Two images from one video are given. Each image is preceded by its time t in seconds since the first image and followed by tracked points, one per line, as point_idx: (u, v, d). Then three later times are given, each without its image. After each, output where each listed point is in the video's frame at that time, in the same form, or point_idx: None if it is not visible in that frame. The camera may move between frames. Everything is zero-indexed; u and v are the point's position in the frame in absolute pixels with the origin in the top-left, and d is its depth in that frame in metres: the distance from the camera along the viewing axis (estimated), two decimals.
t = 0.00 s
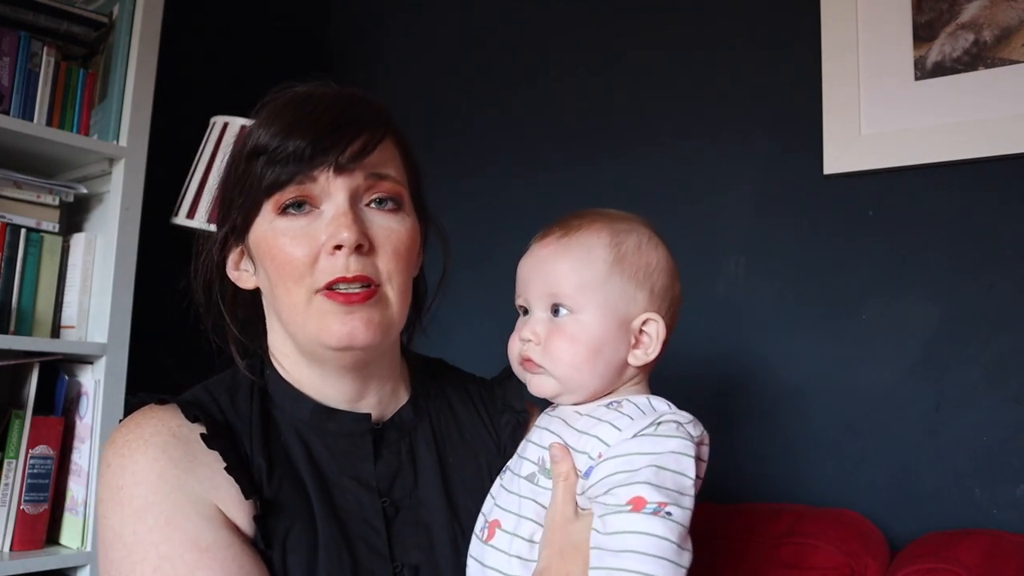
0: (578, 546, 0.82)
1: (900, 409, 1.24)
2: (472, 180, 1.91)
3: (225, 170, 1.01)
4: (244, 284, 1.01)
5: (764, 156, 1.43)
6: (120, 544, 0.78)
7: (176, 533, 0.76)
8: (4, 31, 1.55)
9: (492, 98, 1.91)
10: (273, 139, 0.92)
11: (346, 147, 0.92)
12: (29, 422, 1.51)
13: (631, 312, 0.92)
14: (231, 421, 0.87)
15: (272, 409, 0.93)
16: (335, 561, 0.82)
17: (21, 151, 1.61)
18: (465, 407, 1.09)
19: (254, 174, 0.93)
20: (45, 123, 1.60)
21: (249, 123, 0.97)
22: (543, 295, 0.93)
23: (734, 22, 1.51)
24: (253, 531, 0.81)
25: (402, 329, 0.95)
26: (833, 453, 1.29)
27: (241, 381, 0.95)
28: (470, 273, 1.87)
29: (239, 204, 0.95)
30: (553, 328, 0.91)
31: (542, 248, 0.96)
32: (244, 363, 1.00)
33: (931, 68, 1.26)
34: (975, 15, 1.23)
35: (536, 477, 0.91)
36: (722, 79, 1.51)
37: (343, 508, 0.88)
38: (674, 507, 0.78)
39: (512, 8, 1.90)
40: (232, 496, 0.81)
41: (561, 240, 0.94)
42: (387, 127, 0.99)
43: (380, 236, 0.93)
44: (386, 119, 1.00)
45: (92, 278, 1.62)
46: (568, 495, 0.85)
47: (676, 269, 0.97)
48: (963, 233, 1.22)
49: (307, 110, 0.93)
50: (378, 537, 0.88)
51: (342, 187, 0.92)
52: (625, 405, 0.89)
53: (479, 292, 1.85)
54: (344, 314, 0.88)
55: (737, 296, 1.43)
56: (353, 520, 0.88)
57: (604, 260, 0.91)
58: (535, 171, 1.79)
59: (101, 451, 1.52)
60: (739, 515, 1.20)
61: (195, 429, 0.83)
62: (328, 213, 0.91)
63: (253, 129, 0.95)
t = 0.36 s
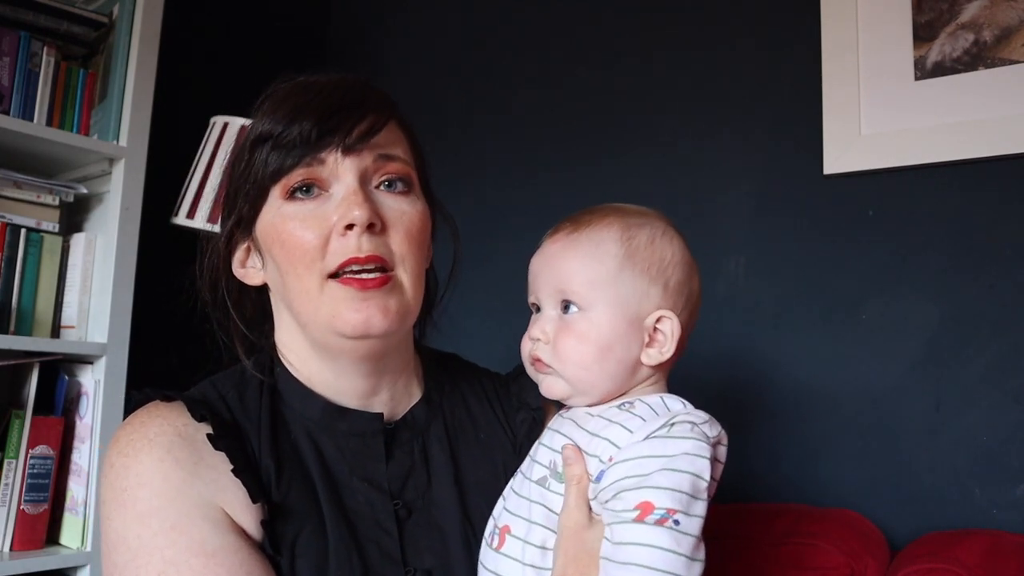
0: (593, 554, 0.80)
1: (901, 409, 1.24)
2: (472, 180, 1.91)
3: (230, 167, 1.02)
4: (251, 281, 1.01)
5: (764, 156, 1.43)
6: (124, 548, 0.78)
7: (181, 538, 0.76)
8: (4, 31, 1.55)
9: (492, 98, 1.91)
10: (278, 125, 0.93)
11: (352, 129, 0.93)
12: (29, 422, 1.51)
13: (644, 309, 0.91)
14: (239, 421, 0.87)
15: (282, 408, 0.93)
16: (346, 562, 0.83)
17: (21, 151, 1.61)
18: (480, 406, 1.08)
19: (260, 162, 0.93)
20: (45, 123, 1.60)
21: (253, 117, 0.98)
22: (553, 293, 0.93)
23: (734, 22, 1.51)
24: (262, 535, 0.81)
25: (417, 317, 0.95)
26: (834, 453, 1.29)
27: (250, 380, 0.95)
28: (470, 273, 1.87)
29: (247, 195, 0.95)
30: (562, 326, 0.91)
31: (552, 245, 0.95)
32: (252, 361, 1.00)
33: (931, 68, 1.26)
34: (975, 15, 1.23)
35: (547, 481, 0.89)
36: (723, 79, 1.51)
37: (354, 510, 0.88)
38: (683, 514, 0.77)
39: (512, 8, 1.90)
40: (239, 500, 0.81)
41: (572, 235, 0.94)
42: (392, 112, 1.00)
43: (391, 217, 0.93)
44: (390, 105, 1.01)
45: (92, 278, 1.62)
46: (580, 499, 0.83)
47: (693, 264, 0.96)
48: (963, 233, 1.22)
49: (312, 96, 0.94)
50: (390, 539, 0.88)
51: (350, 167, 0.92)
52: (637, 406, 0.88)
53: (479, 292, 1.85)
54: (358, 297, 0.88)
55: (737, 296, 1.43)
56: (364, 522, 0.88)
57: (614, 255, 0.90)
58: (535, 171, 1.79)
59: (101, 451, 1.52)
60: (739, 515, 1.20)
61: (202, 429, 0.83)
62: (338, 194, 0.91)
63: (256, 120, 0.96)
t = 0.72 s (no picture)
0: (607, 566, 0.81)
1: (901, 409, 1.24)
2: (472, 179, 1.91)
3: (228, 157, 1.01)
4: (247, 276, 1.01)
5: (764, 156, 1.43)
6: (118, 554, 0.78)
7: (175, 543, 0.76)
8: (4, 31, 1.55)
9: (492, 98, 1.91)
10: (280, 116, 0.92)
11: (358, 121, 0.93)
12: (29, 422, 1.51)
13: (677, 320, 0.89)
14: (237, 420, 0.87)
15: (282, 406, 0.93)
16: (348, 561, 0.83)
17: (21, 151, 1.61)
18: (486, 401, 1.08)
19: (261, 153, 0.93)
20: (45, 123, 1.60)
21: (253, 106, 0.97)
22: (581, 290, 0.91)
23: (733, 22, 1.51)
24: (259, 539, 0.81)
25: (421, 314, 0.95)
26: (833, 452, 1.29)
27: (249, 378, 0.95)
28: (470, 272, 1.87)
29: (247, 187, 0.95)
30: (588, 327, 0.90)
31: (589, 234, 0.93)
32: (252, 358, 1.00)
33: (931, 68, 1.26)
34: (975, 15, 1.23)
35: (562, 485, 0.89)
36: (722, 79, 1.52)
37: (356, 509, 0.88)
38: (706, 534, 0.77)
39: (512, 8, 1.90)
40: (236, 503, 0.81)
41: (610, 228, 0.91)
42: (397, 104, 1.00)
43: (397, 211, 0.93)
44: (396, 96, 1.00)
45: (92, 278, 1.62)
46: (596, 508, 0.83)
47: (737, 272, 0.93)
48: (963, 233, 1.22)
49: (316, 87, 0.94)
50: (392, 539, 0.88)
51: (356, 160, 0.92)
52: (658, 415, 0.87)
53: (479, 292, 1.85)
54: (364, 294, 0.88)
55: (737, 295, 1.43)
56: (367, 523, 0.88)
57: (654, 261, 0.87)
58: (535, 170, 1.79)
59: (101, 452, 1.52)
60: (741, 515, 1.20)
61: (196, 429, 0.83)
62: (342, 188, 0.91)
63: (257, 110, 0.95)
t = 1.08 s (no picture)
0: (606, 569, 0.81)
1: (901, 408, 1.24)
2: (473, 179, 1.91)
3: (228, 149, 1.00)
4: (244, 271, 1.01)
5: (764, 156, 1.43)
6: (111, 557, 0.77)
7: (169, 546, 0.76)
8: (4, 31, 1.55)
9: (492, 98, 1.91)
10: (285, 110, 0.92)
11: (365, 118, 0.93)
12: (29, 422, 1.51)
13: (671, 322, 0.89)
14: (233, 420, 0.87)
15: (280, 406, 0.93)
16: (345, 562, 0.83)
17: (21, 151, 1.61)
18: (487, 401, 1.09)
19: (263, 147, 0.93)
20: (45, 123, 1.60)
21: (256, 98, 0.96)
22: (575, 290, 0.91)
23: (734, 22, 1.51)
24: (255, 542, 0.81)
25: (421, 314, 0.95)
26: (833, 452, 1.29)
27: (247, 378, 0.95)
28: (471, 272, 1.87)
29: (248, 181, 0.94)
30: (581, 327, 0.90)
31: (584, 233, 0.93)
32: (249, 357, 1.00)
33: (931, 68, 1.26)
34: (975, 15, 1.23)
35: (558, 486, 0.89)
36: (723, 79, 1.51)
37: (353, 510, 0.89)
38: (704, 532, 0.77)
39: (512, 8, 1.90)
40: (231, 506, 0.81)
41: (606, 227, 0.91)
42: (403, 101, 1.00)
43: (402, 209, 0.94)
44: (402, 93, 1.01)
45: (92, 278, 1.62)
46: (593, 510, 0.83)
47: (733, 274, 0.93)
48: (963, 232, 1.22)
49: (322, 83, 0.94)
50: (390, 540, 0.88)
51: (362, 157, 0.92)
52: (651, 413, 0.86)
53: (479, 291, 1.85)
54: (367, 293, 0.88)
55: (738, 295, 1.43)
56: (365, 524, 0.88)
57: (649, 262, 0.87)
58: (535, 170, 1.79)
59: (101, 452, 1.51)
60: (742, 515, 1.20)
61: (192, 429, 0.84)
62: (348, 185, 0.92)
63: (261, 103, 0.94)
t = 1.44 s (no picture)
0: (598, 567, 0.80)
1: (901, 409, 1.24)
2: (473, 179, 1.91)
3: (227, 147, 1.00)
4: (240, 270, 1.00)
5: (763, 156, 1.43)
6: (109, 557, 0.77)
7: (165, 545, 0.76)
8: (4, 31, 1.56)
9: (492, 98, 1.91)
10: (284, 113, 0.92)
11: (363, 123, 0.93)
12: (29, 422, 1.51)
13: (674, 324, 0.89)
14: (228, 420, 0.87)
15: (275, 406, 0.93)
16: (340, 561, 0.83)
17: (21, 151, 1.61)
18: (481, 401, 1.09)
19: (261, 149, 0.93)
20: (45, 123, 1.60)
21: (256, 100, 0.96)
22: (581, 284, 0.91)
23: (733, 22, 1.51)
24: (251, 542, 0.81)
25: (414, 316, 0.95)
26: (833, 452, 1.29)
27: (242, 377, 0.95)
28: (471, 272, 1.87)
29: (245, 181, 0.94)
30: (584, 322, 0.89)
31: (594, 229, 0.92)
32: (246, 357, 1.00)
33: (932, 68, 1.26)
34: (975, 15, 1.23)
35: (552, 485, 0.89)
36: (723, 79, 1.51)
37: (347, 509, 0.88)
38: (697, 530, 0.77)
39: (512, 8, 1.90)
40: (227, 505, 0.81)
41: (616, 226, 0.91)
42: (402, 107, 1.00)
43: (396, 214, 0.93)
44: (402, 100, 1.01)
45: (92, 278, 1.62)
46: (586, 508, 0.83)
47: (737, 282, 0.93)
48: (963, 232, 1.22)
49: (322, 87, 0.94)
50: (384, 540, 0.88)
51: (358, 162, 0.92)
52: (644, 412, 0.87)
53: (479, 291, 1.85)
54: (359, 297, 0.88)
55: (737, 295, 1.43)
56: (361, 524, 0.88)
57: (657, 263, 0.87)
58: (535, 170, 1.79)
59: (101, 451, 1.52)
60: (742, 515, 1.19)
61: (187, 430, 0.83)
62: (343, 188, 0.92)
63: (261, 104, 0.95)
